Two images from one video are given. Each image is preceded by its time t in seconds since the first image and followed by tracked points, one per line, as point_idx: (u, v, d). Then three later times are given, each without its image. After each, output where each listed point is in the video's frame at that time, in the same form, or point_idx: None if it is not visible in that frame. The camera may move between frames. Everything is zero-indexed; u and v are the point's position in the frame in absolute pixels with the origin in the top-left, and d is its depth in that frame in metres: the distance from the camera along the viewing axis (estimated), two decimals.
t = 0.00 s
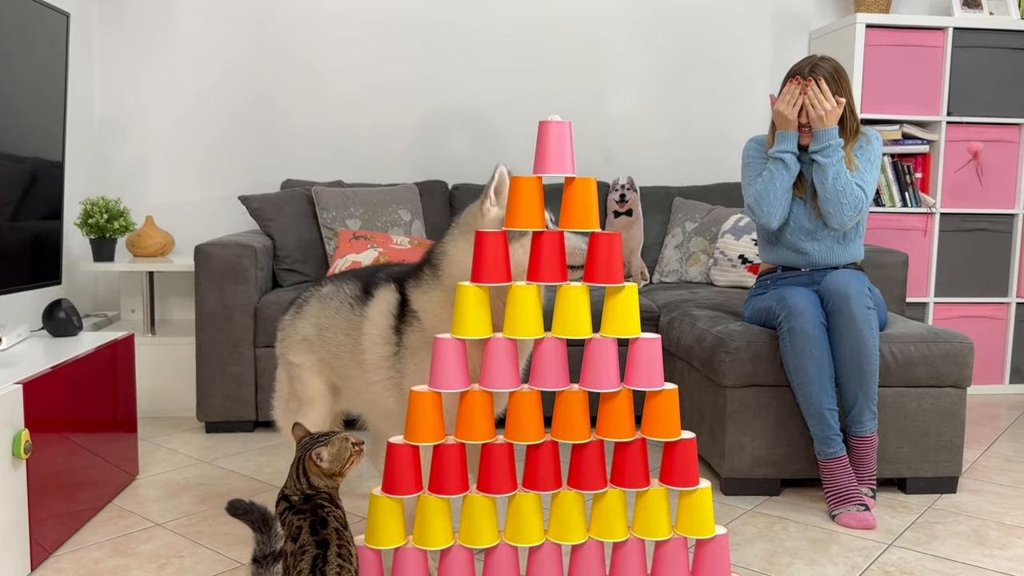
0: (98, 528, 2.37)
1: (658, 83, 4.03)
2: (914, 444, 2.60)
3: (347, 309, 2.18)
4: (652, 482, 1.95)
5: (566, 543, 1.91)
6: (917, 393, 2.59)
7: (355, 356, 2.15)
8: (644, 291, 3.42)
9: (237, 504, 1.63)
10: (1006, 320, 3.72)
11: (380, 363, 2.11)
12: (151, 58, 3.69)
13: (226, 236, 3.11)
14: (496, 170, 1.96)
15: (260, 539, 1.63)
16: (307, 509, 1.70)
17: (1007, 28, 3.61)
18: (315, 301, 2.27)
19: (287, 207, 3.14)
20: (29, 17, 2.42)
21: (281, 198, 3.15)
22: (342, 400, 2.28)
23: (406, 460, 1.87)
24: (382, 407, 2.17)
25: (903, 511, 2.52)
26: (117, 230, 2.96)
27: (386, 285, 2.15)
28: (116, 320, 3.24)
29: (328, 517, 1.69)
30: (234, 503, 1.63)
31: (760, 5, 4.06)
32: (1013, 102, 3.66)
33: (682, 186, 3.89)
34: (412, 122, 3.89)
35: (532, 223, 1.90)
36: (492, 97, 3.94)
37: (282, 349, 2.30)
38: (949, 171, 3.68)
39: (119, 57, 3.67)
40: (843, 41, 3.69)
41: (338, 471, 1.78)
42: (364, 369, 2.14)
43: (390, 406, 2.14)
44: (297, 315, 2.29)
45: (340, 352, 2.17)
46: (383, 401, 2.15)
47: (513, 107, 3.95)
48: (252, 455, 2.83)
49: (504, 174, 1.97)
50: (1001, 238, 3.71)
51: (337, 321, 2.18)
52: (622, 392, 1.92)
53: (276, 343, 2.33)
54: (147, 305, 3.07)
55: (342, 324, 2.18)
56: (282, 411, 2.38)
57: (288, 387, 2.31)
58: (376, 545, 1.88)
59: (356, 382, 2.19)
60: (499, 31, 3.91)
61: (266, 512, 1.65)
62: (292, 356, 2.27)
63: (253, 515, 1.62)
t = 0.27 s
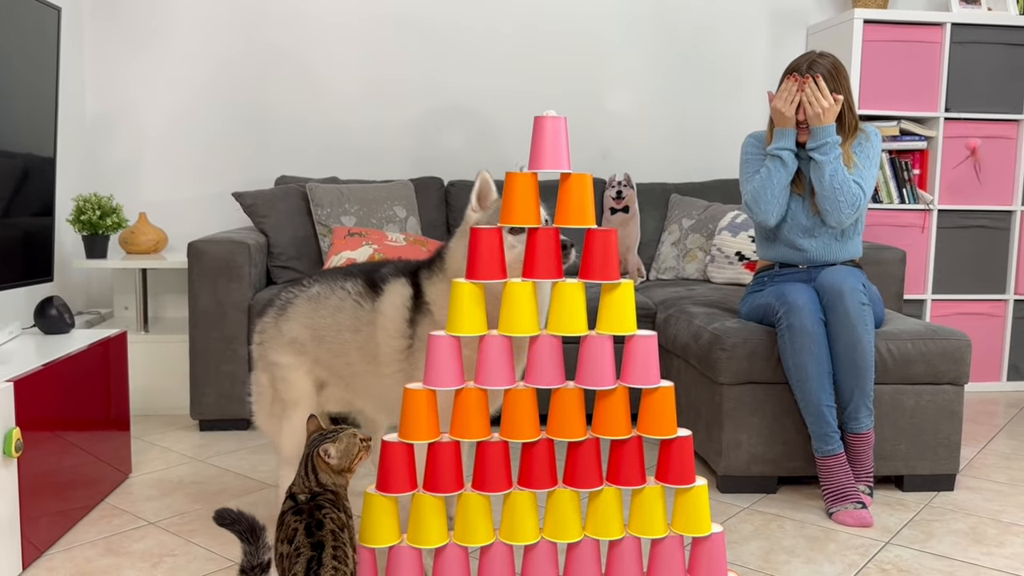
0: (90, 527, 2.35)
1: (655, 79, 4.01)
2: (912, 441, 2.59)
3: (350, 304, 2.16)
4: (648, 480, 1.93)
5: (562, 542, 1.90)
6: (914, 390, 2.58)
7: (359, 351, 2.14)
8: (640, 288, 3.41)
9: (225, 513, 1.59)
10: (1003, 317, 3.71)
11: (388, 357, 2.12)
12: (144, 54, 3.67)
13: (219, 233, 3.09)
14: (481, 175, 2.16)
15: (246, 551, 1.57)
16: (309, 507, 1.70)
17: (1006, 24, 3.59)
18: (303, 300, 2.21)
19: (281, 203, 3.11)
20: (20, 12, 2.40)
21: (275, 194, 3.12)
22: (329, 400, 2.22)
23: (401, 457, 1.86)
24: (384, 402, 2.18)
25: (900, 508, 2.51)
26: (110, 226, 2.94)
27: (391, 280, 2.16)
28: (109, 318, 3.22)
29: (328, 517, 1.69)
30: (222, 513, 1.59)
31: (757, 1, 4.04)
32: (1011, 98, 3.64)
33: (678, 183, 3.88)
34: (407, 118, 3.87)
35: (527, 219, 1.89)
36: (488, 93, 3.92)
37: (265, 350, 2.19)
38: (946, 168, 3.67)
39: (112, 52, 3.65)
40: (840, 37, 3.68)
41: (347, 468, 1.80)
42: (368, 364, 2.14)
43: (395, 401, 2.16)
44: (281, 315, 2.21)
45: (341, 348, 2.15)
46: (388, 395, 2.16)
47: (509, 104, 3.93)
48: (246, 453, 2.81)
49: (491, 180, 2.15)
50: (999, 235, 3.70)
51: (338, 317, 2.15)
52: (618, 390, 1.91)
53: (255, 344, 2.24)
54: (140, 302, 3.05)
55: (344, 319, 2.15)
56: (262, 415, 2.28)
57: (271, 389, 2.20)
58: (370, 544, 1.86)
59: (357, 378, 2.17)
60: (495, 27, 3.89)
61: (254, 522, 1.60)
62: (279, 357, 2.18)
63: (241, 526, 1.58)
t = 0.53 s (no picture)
0: (81, 528, 2.33)
1: (652, 75, 3.99)
2: (909, 439, 2.57)
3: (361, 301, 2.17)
4: (643, 479, 1.91)
5: (556, 541, 1.88)
6: (912, 388, 2.56)
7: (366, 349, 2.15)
8: (637, 286, 3.39)
9: (214, 520, 1.56)
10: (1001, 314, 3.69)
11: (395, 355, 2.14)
12: (136, 50, 3.64)
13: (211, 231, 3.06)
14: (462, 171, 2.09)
15: (236, 558, 1.53)
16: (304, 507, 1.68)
17: (1005, 19, 3.57)
18: (315, 295, 2.18)
19: (274, 200, 3.09)
20: (10, 7, 2.37)
21: (268, 192, 3.10)
22: (330, 396, 2.19)
23: (393, 457, 1.84)
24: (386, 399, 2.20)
25: (897, 507, 2.49)
26: (101, 224, 2.91)
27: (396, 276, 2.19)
28: (101, 317, 3.19)
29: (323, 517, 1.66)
30: (211, 521, 1.55)
31: None
32: (1010, 94, 3.62)
33: (675, 180, 3.85)
34: (402, 115, 3.85)
35: (521, 216, 1.87)
36: (484, 89, 3.89)
37: (272, 343, 2.11)
38: (945, 164, 3.65)
39: (103, 48, 3.62)
40: (839, 32, 3.65)
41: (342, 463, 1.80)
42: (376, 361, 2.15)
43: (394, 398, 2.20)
44: (293, 309, 2.15)
45: (351, 344, 2.14)
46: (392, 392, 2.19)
47: (504, 100, 3.91)
48: (239, 452, 2.79)
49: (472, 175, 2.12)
50: (997, 232, 3.68)
51: (349, 313, 2.14)
52: (613, 388, 1.89)
53: (258, 338, 2.15)
54: (132, 301, 3.02)
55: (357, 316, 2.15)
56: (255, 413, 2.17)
57: (275, 384, 2.12)
58: (362, 544, 1.84)
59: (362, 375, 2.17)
60: (491, 23, 3.86)
61: (243, 530, 1.56)
62: (288, 350, 2.11)
63: (229, 533, 1.54)
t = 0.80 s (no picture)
0: (74, 528, 2.31)
1: (649, 70, 3.97)
2: (908, 436, 2.55)
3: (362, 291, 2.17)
4: (638, 476, 1.90)
5: (552, 540, 1.86)
6: (910, 385, 2.55)
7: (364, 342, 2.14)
8: (633, 283, 3.36)
9: (208, 518, 1.54)
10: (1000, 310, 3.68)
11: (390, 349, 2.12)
12: (128, 45, 3.61)
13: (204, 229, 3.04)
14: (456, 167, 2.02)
15: (230, 558, 1.51)
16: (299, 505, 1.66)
17: (1003, 12, 3.55)
18: (326, 283, 2.21)
19: (267, 197, 3.06)
20: None
21: (261, 188, 3.07)
22: (336, 386, 2.21)
23: (387, 455, 1.82)
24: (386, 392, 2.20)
25: (896, 504, 2.48)
26: (93, 222, 2.89)
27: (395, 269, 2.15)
28: (93, 315, 3.17)
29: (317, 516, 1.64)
30: (204, 520, 1.53)
31: None
32: (1010, 88, 3.60)
33: (672, 176, 3.83)
34: (397, 111, 3.82)
35: (515, 213, 1.85)
36: (479, 85, 3.87)
37: (282, 330, 2.16)
38: (944, 159, 3.63)
39: (95, 44, 3.59)
40: (837, 27, 3.63)
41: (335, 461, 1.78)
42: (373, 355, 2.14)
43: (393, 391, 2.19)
44: (303, 297, 2.19)
45: (351, 335, 2.14)
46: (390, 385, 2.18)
47: (500, 96, 3.89)
48: (233, 451, 2.77)
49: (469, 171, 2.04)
50: (997, 227, 3.67)
51: (353, 302, 2.15)
52: (608, 385, 1.87)
53: (268, 324, 2.20)
54: (124, 299, 2.99)
55: (359, 304, 2.15)
56: (264, 397, 2.23)
57: (281, 370, 2.16)
58: (357, 543, 1.82)
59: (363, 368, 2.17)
60: (487, 18, 3.84)
61: (238, 528, 1.54)
62: (297, 337, 2.15)
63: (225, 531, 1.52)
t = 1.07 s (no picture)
0: (70, 529, 2.28)
1: (649, 66, 3.95)
2: (910, 434, 2.54)
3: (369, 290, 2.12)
4: (640, 476, 1.88)
5: (553, 540, 1.84)
6: (912, 383, 2.53)
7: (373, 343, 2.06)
8: (633, 281, 3.34)
9: (204, 522, 1.51)
10: (1002, 308, 3.66)
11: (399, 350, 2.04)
12: (123, 43, 3.58)
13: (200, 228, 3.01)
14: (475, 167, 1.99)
15: (226, 561, 1.49)
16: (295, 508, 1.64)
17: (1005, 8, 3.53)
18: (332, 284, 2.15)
19: (264, 196, 3.04)
20: None
21: (258, 186, 3.05)
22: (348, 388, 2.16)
23: (387, 455, 1.80)
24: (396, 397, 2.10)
25: (898, 503, 2.46)
26: (88, 221, 2.86)
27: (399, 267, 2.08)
28: (89, 315, 3.14)
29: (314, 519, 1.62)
30: (200, 524, 1.51)
31: None
32: (1011, 84, 3.59)
33: (672, 173, 3.81)
34: (395, 108, 3.80)
35: (515, 212, 1.83)
36: (478, 82, 3.84)
37: (291, 332, 2.11)
38: (945, 156, 3.62)
39: (90, 41, 3.56)
40: (838, 22, 3.61)
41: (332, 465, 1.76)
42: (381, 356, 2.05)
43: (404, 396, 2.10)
44: (310, 297, 2.14)
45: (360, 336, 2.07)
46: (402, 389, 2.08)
47: (499, 93, 3.86)
48: (230, 452, 2.75)
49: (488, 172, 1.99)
50: (998, 224, 3.65)
51: (359, 301, 2.10)
52: (610, 385, 1.85)
53: (277, 327, 2.15)
54: (120, 298, 2.97)
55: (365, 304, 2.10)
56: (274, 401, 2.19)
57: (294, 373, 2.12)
58: (356, 544, 1.80)
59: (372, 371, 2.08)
60: (485, 14, 3.81)
61: (233, 532, 1.51)
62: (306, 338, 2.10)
63: (221, 535, 1.50)
